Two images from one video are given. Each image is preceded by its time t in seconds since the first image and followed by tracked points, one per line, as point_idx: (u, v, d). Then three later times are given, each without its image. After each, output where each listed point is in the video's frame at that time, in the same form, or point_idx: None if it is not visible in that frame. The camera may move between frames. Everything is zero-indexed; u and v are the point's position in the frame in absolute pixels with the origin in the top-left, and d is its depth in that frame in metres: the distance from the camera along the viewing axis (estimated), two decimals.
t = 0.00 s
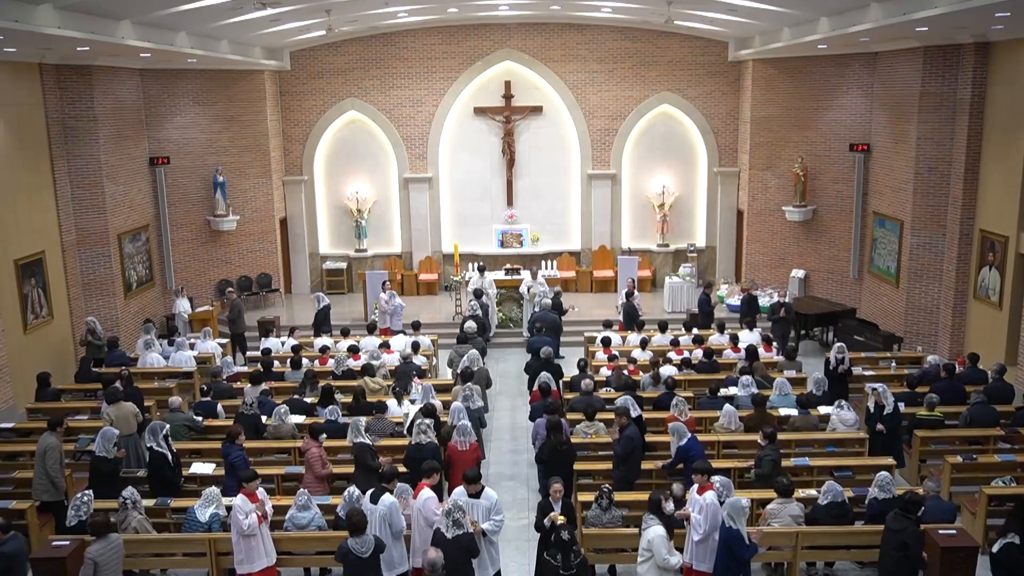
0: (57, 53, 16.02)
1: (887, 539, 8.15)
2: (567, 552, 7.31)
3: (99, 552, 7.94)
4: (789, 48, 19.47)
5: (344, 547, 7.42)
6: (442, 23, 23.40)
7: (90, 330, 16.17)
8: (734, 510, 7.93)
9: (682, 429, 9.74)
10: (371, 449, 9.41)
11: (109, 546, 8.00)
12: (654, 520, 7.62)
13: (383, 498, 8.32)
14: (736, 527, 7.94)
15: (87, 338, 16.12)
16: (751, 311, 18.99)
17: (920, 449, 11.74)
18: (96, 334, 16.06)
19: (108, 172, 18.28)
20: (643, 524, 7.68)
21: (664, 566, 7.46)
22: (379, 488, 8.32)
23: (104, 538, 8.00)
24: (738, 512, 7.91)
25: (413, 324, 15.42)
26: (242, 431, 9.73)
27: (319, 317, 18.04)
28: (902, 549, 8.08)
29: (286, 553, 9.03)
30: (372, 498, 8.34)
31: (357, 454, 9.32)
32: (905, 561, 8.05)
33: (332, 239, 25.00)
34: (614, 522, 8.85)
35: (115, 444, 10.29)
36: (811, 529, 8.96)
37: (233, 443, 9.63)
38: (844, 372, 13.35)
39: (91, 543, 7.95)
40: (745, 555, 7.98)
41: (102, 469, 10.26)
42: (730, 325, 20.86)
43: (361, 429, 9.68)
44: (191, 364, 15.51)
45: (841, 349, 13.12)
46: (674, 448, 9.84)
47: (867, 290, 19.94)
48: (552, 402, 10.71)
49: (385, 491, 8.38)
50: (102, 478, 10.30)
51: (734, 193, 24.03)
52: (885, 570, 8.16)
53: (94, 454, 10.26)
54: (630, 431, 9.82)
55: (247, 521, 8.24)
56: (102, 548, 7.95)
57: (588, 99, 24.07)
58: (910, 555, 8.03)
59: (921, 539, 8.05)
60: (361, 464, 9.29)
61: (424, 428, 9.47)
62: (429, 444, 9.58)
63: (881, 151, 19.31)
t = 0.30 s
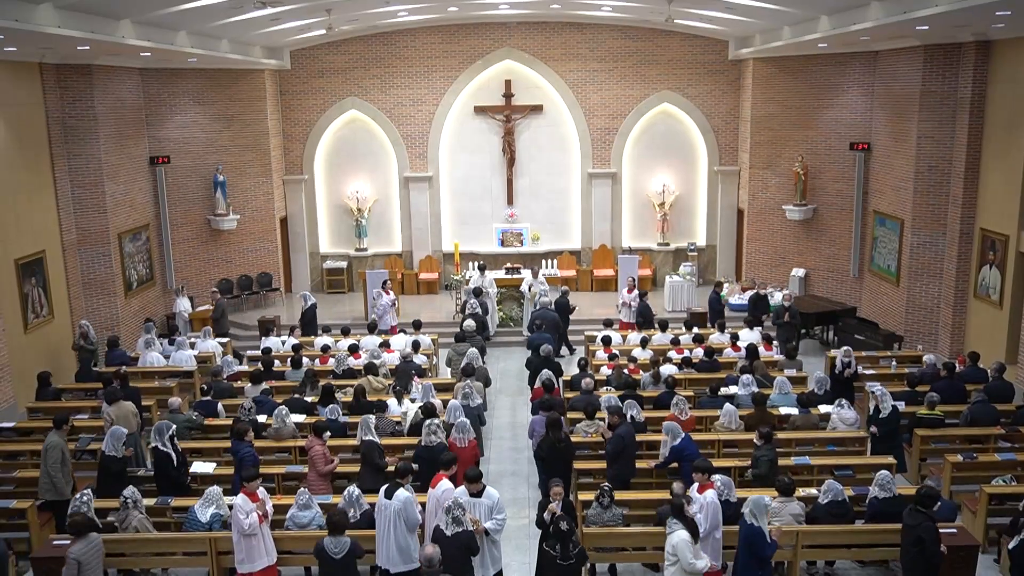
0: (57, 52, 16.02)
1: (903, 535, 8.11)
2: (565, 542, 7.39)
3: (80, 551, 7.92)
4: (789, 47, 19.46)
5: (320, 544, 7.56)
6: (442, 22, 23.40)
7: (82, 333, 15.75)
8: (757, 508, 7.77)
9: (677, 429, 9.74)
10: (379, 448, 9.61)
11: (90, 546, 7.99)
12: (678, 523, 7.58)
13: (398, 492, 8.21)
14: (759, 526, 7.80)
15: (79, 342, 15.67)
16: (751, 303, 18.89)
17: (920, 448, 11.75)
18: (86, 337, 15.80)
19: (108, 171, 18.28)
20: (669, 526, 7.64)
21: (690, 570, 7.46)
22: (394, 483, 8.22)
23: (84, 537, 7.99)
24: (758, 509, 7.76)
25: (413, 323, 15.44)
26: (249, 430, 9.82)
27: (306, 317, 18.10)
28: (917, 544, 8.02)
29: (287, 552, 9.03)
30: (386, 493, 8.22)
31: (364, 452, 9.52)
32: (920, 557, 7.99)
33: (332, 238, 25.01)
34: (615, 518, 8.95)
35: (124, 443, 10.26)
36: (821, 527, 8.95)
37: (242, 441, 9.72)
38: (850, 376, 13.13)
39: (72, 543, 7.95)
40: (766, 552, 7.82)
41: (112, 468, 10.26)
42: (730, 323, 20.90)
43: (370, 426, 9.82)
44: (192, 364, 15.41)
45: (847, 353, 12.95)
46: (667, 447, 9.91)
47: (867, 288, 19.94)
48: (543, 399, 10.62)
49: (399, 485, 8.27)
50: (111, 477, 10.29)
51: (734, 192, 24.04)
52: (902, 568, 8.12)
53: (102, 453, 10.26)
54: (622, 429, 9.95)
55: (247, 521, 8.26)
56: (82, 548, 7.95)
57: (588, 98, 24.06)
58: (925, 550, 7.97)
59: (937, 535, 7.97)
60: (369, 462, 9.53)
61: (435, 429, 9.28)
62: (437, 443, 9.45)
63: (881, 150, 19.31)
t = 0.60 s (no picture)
0: (58, 53, 16.02)
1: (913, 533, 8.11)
2: (566, 540, 7.33)
3: (60, 547, 8.13)
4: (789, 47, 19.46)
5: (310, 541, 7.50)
6: (441, 23, 23.40)
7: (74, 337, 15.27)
8: (777, 506, 7.83)
9: (673, 429, 9.70)
10: (384, 448, 9.75)
11: (70, 543, 8.19)
12: (701, 526, 7.60)
13: (419, 488, 8.33)
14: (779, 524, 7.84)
15: (70, 346, 15.22)
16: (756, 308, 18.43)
17: (920, 448, 11.75)
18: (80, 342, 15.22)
19: (109, 172, 18.28)
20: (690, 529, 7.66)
21: (713, 572, 7.47)
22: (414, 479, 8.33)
23: (65, 534, 8.18)
24: (779, 507, 7.82)
25: (413, 324, 15.45)
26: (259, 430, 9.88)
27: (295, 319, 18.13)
28: (926, 543, 8.00)
29: (287, 553, 9.03)
30: (408, 490, 8.33)
31: (370, 453, 9.65)
32: (928, 556, 7.98)
33: (332, 238, 25.01)
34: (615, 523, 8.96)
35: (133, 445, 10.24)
36: (831, 527, 8.95)
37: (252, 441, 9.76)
38: (856, 380, 12.98)
39: (53, 540, 8.14)
40: (787, 550, 7.82)
41: (120, 468, 10.18)
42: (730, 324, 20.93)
43: (377, 427, 9.71)
44: (192, 364, 15.50)
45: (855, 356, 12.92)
46: (664, 447, 9.87)
47: (867, 289, 19.95)
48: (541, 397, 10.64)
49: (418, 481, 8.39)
50: (118, 477, 10.20)
51: (734, 193, 24.05)
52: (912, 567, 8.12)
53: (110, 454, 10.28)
54: (613, 433, 9.85)
55: (247, 521, 8.26)
56: (64, 545, 8.14)
57: (588, 98, 24.06)
58: (933, 549, 7.96)
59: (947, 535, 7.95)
60: (374, 463, 9.67)
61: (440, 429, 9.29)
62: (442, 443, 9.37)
63: (881, 150, 19.31)
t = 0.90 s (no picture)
0: (58, 54, 16.03)
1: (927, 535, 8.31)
2: (567, 542, 7.32)
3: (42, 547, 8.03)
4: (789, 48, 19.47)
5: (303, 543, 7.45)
6: (441, 24, 23.40)
7: (66, 343, 15.38)
8: (796, 504, 7.77)
9: (666, 429, 9.67)
10: (391, 450, 9.77)
11: (52, 541, 8.08)
12: (724, 525, 7.59)
13: (432, 483, 8.48)
14: (796, 522, 7.81)
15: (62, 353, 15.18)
16: (759, 310, 18.41)
17: (920, 448, 11.74)
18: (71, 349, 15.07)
19: (108, 173, 18.28)
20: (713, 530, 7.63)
21: (739, 571, 7.42)
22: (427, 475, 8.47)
23: (45, 534, 8.07)
24: (797, 505, 7.75)
25: (413, 324, 15.47)
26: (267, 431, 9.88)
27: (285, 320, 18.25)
28: (939, 544, 8.22)
29: (287, 554, 9.02)
30: (422, 486, 8.47)
31: (377, 455, 9.70)
32: (941, 557, 8.19)
33: (332, 239, 25.01)
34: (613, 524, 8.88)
35: (139, 447, 10.32)
36: (835, 527, 8.98)
37: (261, 444, 9.72)
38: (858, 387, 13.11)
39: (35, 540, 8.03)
40: (803, 549, 7.81)
41: (125, 470, 10.20)
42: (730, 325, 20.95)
43: (385, 428, 9.64)
44: (192, 364, 15.51)
45: (858, 364, 12.99)
46: (658, 447, 9.84)
47: (867, 289, 19.95)
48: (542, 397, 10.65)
49: (432, 476, 8.54)
50: (124, 479, 10.21)
51: (734, 194, 24.06)
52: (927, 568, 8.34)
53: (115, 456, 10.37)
54: (603, 437, 9.76)
55: (247, 522, 8.26)
56: (46, 544, 8.04)
57: (588, 99, 24.07)
58: (946, 551, 8.18)
59: (960, 537, 8.16)
60: (381, 464, 9.74)
61: (444, 428, 9.26)
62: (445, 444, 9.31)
63: (881, 151, 19.32)
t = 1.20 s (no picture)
0: (58, 54, 16.04)
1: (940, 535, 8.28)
2: (569, 541, 7.31)
3: (21, 550, 7.97)
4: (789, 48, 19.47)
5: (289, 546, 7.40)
6: (441, 23, 23.39)
7: (58, 346, 15.18)
8: (813, 505, 7.82)
9: (654, 429, 9.82)
10: (398, 450, 9.74)
11: (31, 545, 8.04)
12: (745, 523, 7.59)
13: (447, 473, 8.74)
14: (815, 522, 7.87)
15: (53, 356, 15.11)
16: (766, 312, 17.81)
17: (920, 448, 11.74)
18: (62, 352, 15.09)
19: (108, 173, 18.28)
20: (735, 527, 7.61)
21: (763, 569, 7.43)
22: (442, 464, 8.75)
23: (25, 538, 8.02)
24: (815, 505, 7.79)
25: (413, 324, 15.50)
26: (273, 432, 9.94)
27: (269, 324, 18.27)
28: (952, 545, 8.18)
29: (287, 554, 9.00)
30: (437, 476, 8.72)
31: (386, 455, 9.67)
32: (953, 558, 8.15)
33: (332, 239, 25.00)
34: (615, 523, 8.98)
35: (144, 447, 10.32)
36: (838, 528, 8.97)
37: (265, 445, 9.80)
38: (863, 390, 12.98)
39: (14, 544, 7.97)
40: (823, 549, 7.88)
41: (131, 470, 10.21)
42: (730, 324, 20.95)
43: (392, 428, 9.58)
44: (192, 364, 15.52)
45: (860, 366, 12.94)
46: (648, 446, 9.89)
47: (867, 289, 19.96)
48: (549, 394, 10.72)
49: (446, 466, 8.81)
50: (130, 479, 10.22)
51: (734, 194, 24.07)
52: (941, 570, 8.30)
53: (120, 456, 10.38)
54: (597, 438, 9.84)
55: (247, 522, 8.26)
56: (25, 548, 7.98)
57: (588, 99, 24.06)
58: (959, 552, 8.14)
59: (973, 539, 8.11)
60: (389, 464, 9.71)
61: (446, 426, 9.18)
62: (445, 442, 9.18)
63: (881, 150, 19.32)
